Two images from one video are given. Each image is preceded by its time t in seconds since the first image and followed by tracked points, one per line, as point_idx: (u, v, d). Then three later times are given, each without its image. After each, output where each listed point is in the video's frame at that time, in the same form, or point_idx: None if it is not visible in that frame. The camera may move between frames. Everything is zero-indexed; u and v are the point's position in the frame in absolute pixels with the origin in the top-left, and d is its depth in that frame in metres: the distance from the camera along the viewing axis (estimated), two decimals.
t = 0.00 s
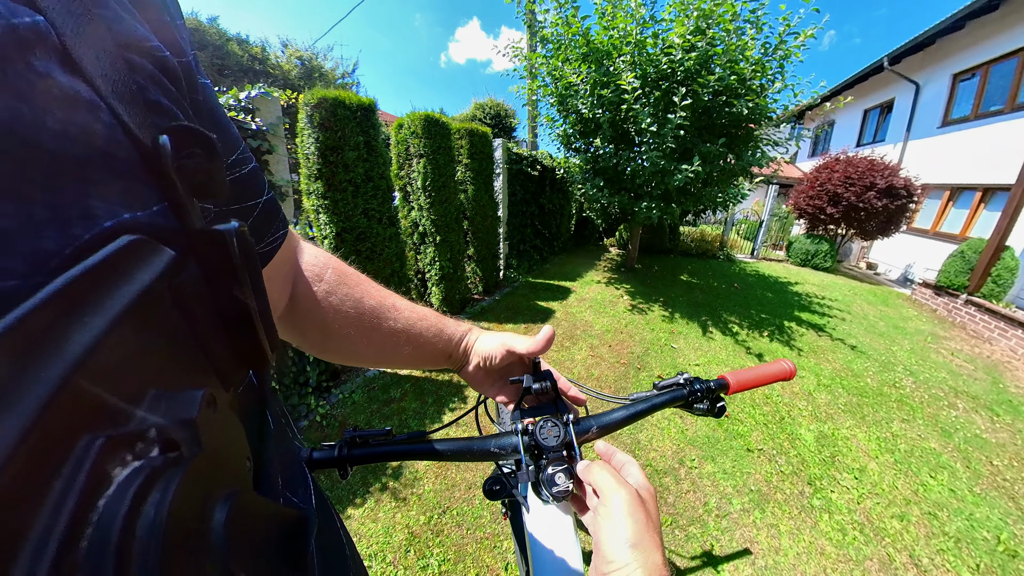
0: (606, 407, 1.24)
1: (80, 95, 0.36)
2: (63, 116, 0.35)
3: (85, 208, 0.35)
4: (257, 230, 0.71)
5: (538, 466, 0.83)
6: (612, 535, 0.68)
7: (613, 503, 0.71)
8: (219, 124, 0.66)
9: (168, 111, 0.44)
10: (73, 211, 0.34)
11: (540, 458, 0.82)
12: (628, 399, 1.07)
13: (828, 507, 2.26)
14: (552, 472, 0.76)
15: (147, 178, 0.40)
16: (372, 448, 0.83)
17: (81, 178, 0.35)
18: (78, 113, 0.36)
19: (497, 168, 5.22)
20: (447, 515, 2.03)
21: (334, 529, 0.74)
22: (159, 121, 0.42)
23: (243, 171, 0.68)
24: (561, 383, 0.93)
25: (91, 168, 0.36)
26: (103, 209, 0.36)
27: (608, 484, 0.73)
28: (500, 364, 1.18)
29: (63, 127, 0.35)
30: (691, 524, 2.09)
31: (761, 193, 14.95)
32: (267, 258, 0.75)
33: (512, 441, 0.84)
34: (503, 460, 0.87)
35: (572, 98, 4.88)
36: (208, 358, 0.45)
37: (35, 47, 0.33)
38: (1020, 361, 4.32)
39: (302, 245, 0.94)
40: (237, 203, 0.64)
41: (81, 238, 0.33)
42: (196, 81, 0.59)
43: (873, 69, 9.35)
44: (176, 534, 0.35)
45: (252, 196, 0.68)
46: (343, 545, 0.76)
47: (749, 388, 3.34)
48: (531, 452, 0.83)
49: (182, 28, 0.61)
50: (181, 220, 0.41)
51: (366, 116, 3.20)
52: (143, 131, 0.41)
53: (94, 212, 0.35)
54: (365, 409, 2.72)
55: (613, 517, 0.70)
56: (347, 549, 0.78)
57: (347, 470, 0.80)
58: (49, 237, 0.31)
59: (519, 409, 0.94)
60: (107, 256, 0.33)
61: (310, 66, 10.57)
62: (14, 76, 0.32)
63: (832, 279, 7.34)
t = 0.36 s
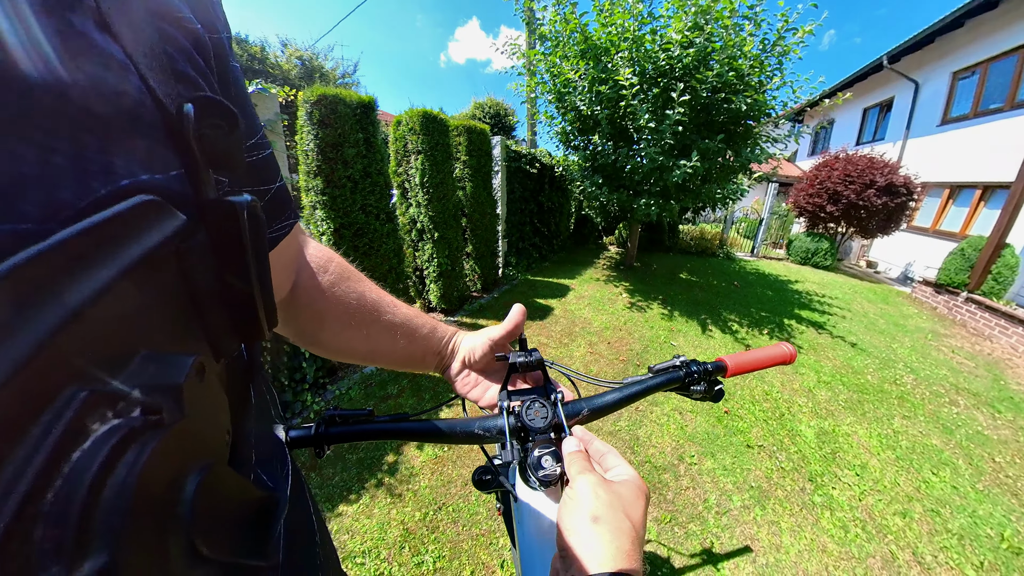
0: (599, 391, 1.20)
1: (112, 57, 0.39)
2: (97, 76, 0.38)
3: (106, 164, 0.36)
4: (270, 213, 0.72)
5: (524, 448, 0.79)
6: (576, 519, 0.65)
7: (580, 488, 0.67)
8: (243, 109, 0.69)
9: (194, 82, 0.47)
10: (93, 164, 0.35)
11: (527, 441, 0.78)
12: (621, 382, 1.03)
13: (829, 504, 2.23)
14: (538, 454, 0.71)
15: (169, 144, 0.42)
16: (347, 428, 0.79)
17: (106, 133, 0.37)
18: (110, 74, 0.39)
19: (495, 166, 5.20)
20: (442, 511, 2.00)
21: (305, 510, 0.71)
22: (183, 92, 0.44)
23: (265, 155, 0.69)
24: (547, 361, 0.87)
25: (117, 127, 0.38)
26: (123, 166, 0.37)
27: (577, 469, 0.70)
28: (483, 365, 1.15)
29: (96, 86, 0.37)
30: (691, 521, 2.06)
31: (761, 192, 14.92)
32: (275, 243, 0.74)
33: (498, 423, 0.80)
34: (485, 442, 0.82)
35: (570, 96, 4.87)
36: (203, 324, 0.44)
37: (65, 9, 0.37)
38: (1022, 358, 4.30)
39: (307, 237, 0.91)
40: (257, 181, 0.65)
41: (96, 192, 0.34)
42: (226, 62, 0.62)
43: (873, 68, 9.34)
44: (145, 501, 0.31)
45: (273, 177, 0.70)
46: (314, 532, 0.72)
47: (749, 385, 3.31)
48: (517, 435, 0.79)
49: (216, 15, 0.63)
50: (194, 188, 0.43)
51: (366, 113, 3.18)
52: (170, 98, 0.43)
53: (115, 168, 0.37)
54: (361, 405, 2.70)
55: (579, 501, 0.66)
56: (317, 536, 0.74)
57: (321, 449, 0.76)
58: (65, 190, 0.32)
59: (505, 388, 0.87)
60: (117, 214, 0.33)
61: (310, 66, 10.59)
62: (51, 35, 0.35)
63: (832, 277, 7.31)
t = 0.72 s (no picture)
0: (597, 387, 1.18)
1: (132, 44, 0.38)
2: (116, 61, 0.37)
3: (124, 147, 0.35)
4: (274, 208, 0.72)
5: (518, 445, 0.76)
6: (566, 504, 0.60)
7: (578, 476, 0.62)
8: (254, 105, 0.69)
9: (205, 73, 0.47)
10: (111, 146, 0.34)
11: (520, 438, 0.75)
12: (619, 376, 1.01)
13: (830, 503, 2.21)
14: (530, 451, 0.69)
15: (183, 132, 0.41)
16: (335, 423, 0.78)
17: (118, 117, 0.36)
18: (130, 60, 0.38)
19: (494, 165, 5.19)
20: (440, 511, 1.98)
21: (295, 500, 0.69)
22: (196, 83, 0.43)
23: (270, 153, 0.69)
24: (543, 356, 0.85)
25: (134, 111, 0.37)
26: (140, 150, 0.37)
27: (575, 461, 0.66)
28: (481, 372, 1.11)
29: (114, 72, 0.36)
30: (691, 521, 2.04)
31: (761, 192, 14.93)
32: (280, 237, 0.76)
33: (491, 419, 0.78)
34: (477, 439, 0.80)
35: (569, 95, 4.86)
36: (209, 309, 0.42)
37: None
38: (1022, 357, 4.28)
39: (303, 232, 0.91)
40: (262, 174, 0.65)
41: (110, 174, 0.33)
42: (242, 60, 0.62)
43: (872, 67, 9.33)
44: (137, 485, 0.29)
45: (278, 174, 0.71)
46: (303, 520, 0.70)
47: (749, 384, 3.29)
48: (510, 432, 0.76)
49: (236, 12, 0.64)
50: (205, 176, 0.42)
51: (366, 112, 3.17)
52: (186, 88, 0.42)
53: (132, 152, 0.36)
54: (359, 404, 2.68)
55: (572, 487, 0.61)
56: (307, 524, 0.72)
57: (307, 445, 0.75)
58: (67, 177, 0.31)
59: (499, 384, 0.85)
60: (128, 199, 0.31)
61: (309, 66, 10.58)
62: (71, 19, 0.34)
63: (832, 276, 7.29)
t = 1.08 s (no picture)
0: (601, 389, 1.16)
1: (131, 40, 0.37)
2: (113, 57, 0.35)
3: (121, 142, 0.34)
4: (273, 210, 0.71)
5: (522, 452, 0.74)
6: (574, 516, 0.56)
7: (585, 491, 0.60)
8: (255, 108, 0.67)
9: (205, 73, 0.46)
10: (108, 142, 0.33)
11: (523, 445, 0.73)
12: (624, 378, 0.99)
13: (834, 505, 2.20)
14: (536, 459, 0.66)
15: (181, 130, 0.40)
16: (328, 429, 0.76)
17: (113, 113, 0.35)
18: (127, 55, 0.36)
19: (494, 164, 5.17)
20: (439, 513, 1.96)
21: (285, 506, 0.67)
22: (197, 82, 0.42)
23: (269, 157, 0.68)
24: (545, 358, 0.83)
25: (130, 107, 0.36)
26: (137, 146, 0.35)
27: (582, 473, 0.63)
28: (477, 373, 1.08)
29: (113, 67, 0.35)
30: (694, 523, 2.02)
31: (761, 192, 14.91)
32: (278, 239, 0.73)
33: (492, 425, 0.76)
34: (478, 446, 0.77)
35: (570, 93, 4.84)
36: (198, 307, 0.41)
37: None
38: None
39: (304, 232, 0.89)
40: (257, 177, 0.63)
41: (107, 169, 0.32)
42: (244, 63, 0.60)
43: (873, 66, 9.32)
44: (119, 489, 0.27)
45: (275, 177, 0.69)
46: (293, 526, 0.68)
47: (751, 384, 3.28)
48: (513, 439, 0.73)
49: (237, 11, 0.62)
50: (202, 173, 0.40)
51: (365, 111, 3.15)
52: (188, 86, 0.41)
53: (129, 148, 0.34)
54: (358, 405, 2.66)
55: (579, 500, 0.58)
56: (298, 530, 0.70)
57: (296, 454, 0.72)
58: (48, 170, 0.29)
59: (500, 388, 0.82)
60: (118, 194, 0.29)
61: (308, 66, 10.56)
62: (70, 15, 0.33)
63: (832, 276, 7.28)
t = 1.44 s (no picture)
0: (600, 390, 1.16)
1: (141, 50, 0.37)
2: (124, 67, 0.35)
3: (128, 149, 0.34)
4: (279, 216, 0.71)
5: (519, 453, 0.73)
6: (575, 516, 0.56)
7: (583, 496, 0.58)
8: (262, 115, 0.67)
9: (212, 82, 0.46)
10: (117, 149, 0.33)
11: (521, 446, 0.72)
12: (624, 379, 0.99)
13: (834, 505, 2.20)
14: (535, 461, 0.66)
15: (189, 139, 0.39)
16: (326, 430, 0.76)
17: (122, 120, 0.34)
18: (137, 65, 0.36)
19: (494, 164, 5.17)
20: (439, 514, 1.96)
21: (291, 507, 0.67)
22: (205, 90, 0.42)
23: (276, 163, 0.67)
24: (543, 357, 0.82)
25: (140, 115, 0.36)
26: (145, 152, 0.35)
27: (578, 480, 0.61)
28: (479, 374, 1.09)
29: (122, 78, 0.35)
30: (694, 524, 2.02)
31: (761, 192, 14.91)
32: (284, 246, 0.73)
33: (489, 426, 0.75)
34: (474, 447, 0.76)
35: (569, 93, 4.85)
36: (203, 312, 0.40)
37: (102, 1, 0.34)
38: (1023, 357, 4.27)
39: (310, 240, 0.89)
40: (265, 183, 0.63)
41: (118, 176, 0.32)
42: (253, 71, 0.60)
43: (872, 67, 9.33)
44: (127, 494, 0.26)
45: (283, 183, 0.68)
46: (298, 526, 0.68)
47: (751, 384, 3.28)
48: (510, 441, 0.73)
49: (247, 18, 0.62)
50: (210, 180, 0.40)
51: (366, 111, 3.15)
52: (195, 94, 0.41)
53: (137, 154, 0.34)
54: (357, 405, 2.66)
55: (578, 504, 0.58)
56: (304, 531, 0.70)
57: (293, 456, 0.72)
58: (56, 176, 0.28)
59: (498, 389, 0.82)
60: (125, 200, 0.29)
61: (306, 66, 10.59)
62: (82, 25, 0.32)
63: (832, 276, 7.28)
